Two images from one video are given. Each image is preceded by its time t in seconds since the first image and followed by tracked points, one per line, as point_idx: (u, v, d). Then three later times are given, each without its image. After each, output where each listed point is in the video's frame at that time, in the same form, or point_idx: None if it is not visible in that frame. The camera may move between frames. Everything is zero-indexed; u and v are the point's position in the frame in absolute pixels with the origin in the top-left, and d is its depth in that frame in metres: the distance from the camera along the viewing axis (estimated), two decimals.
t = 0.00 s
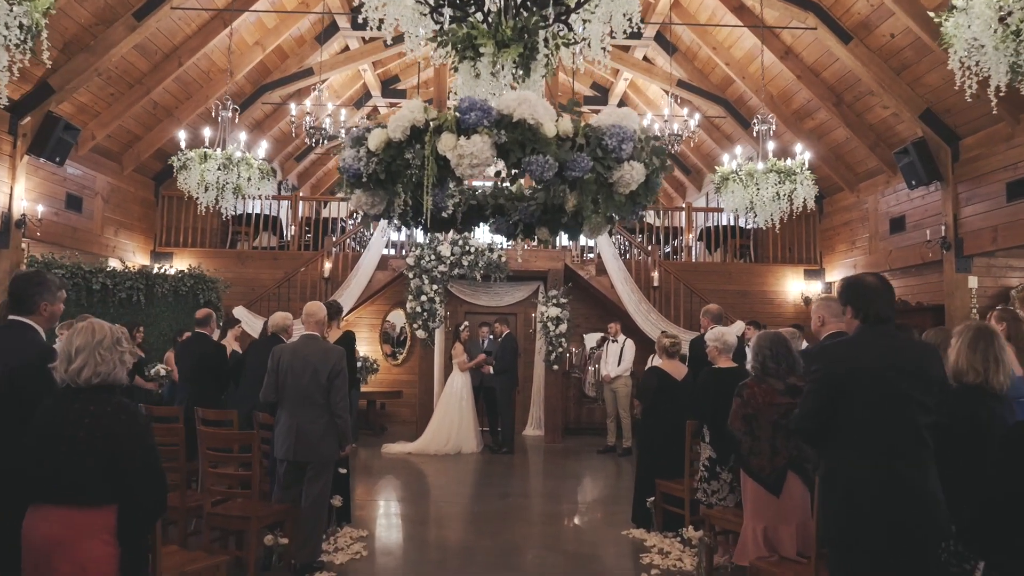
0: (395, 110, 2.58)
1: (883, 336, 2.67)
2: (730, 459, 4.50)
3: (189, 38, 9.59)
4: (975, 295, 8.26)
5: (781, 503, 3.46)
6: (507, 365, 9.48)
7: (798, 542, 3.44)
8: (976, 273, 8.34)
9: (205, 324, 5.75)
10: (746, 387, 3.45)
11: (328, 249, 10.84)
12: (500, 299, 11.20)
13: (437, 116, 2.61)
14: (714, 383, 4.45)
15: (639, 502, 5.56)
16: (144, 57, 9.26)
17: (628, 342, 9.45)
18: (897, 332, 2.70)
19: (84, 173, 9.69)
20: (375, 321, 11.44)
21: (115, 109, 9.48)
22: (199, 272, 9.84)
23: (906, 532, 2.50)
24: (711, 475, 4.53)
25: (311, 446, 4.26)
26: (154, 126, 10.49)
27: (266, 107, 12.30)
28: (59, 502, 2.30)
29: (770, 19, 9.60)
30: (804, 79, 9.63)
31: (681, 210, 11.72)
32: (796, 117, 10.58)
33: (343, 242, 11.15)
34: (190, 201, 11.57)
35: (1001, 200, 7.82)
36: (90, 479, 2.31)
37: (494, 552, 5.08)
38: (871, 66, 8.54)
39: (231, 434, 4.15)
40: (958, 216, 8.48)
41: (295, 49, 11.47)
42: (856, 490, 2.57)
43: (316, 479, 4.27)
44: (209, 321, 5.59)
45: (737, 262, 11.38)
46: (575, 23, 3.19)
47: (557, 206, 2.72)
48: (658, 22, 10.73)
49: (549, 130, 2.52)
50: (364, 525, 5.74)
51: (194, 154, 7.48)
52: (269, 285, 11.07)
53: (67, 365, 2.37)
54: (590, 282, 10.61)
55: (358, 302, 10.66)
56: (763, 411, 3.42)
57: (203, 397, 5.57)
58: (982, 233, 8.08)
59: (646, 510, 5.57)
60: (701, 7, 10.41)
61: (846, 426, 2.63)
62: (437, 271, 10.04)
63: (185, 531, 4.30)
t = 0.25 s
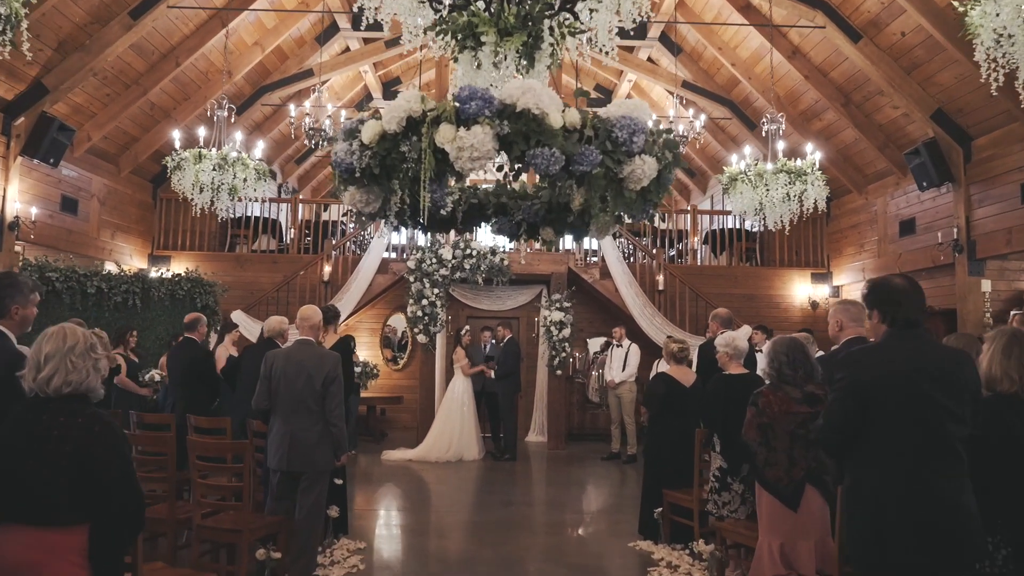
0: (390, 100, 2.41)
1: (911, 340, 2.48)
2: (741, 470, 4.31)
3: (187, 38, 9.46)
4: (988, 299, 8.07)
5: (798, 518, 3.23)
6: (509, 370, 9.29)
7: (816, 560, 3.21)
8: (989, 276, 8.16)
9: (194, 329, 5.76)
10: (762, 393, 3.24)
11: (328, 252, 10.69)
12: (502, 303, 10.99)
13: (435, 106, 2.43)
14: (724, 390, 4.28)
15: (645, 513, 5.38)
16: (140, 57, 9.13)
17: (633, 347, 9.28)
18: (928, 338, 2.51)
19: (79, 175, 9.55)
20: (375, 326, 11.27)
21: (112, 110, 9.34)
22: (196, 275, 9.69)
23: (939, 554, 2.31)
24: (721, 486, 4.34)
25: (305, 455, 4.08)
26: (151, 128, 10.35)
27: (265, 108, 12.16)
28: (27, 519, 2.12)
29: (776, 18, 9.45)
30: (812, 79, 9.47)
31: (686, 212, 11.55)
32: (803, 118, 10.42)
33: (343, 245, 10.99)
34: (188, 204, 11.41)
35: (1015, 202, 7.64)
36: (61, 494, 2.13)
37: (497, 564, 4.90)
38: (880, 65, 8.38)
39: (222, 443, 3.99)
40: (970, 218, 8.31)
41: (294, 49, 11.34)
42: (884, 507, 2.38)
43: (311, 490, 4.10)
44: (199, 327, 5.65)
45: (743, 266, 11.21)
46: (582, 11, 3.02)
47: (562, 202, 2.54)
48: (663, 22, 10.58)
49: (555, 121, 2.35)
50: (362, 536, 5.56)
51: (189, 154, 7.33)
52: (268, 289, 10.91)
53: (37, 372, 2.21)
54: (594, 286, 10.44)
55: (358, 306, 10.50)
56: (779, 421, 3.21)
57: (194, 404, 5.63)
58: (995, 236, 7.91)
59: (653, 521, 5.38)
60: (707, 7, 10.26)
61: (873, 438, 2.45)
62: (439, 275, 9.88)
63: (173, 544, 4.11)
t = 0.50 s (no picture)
0: (385, 85, 2.25)
1: (947, 344, 2.29)
2: (755, 480, 4.13)
3: (185, 38, 9.33)
4: (1003, 304, 7.88)
5: (820, 531, 3.04)
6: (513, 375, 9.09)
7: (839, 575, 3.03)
8: (1004, 280, 7.97)
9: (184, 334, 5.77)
10: (780, 400, 3.05)
11: (328, 255, 10.52)
12: (506, 308, 10.79)
13: (433, 92, 2.27)
14: (736, 395, 4.10)
15: (653, 524, 5.19)
16: (137, 57, 9.00)
17: (639, 352, 9.09)
18: (965, 342, 2.32)
19: (77, 177, 9.41)
20: (376, 330, 11.10)
21: (110, 111, 9.21)
22: (194, 279, 9.55)
23: None
24: (733, 497, 4.16)
25: (299, 465, 3.90)
26: (150, 130, 10.22)
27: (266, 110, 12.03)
28: None
29: (785, 17, 9.29)
30: (821, 79, 9.30)
31: (692, 215, 11.37)
32: (811, 119, 10.25)
33: (344, 248, 10.84)
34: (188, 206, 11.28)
35: None
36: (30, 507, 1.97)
37: None
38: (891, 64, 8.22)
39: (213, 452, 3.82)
40: (984, 220, 8.12)
41: (295, 51, 11.22)
42: (919, 525, 2.19)
43: (306, 501, 3.92)
44: (190, 331, 5.69)
45: (750, 270, 11.03)
46: None
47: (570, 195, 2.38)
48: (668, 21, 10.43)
49: (562, 107, 2.19)
50: (360, 548, 5.38)
51: (184, 154, 7.18)
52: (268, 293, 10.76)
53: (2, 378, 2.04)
54: (599, 290, 10.27)
55: (359, 310, 10.33)
56: (799, 431, 3.03)
57: (187, 411, 5.67)
58: (1010, 239, 7.72)
59: (661, 532, 5.19)
60: (714, 6, 10.11)
61: (907, 450, 2.26)
62: (441, 279, 9.73)
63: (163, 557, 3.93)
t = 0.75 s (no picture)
0: (379, 63, 2.08)
1: (988, 346, 2.09)
2: (770, 490, 3.93)
3: (185, 37, 9.23)
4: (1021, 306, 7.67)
5: (844, 547, 2.80)
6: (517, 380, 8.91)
7: None
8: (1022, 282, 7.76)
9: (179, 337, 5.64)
10: (801, 406, 2.86)
11: (329, 258, 10.36)
12: (510, 311, 10.59)
13: (430, 70, 2.10)
14: (751, 399, 3.91)
15: (662, 534, 4.99)
16: (136, 56, 8.89)
17: (646, 356, 8.91)
18: (1008, 341, 2.12)
19: (75, 178, 9.29)
20: (379, 334, 10.93)
21: (108, 111, 9.09)
22: (194, 281, 9.42)
23: None
24: (748, 507, 3.96)
25: (294, 473, 3.74)
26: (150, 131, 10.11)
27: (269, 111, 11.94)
28: None
29: (794, 15, 9.14)
30: (831, 78, 9.13)
31: (699, 217, 11.19)
32: (821, 118, 10.08)
33: (346, 250, 10.68)
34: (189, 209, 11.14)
35: None
36: None
37: None
38: (903, 61, 8.05)
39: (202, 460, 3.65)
40: (1000, 221, 7.92)
41: (297, 51, 11.11)
42: (959, 544, 1.99)
43: (300, 511, 3.74)
44: (185, 333, 5.54)
45: (759, 273, 10.84)
46: None
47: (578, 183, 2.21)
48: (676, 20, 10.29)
49: (570, 86, 2.02)
50: (359, 558, 5.19)
51: (179, 152, 7.05)
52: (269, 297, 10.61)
53: None
54: (605, 293, 10.09)
55: (362, 314, 10.16)
56: (821, 440, 2.82)
57: (186, 417, 5.50)
58: None
59: (670, 543, 4.99)
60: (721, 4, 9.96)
61: (944, 461, 2.05)
62: (444, 282, 9.58)
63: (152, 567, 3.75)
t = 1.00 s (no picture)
0: (372, 39, 1.90)
1: None
2: (792, 502, 3.74)
3: (187, 36, 9.10)
4: None
5: (877, 567, 2.61)
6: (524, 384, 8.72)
7: None
8: None
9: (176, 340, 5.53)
10: (829, 414, 2.68)
11: (333, 259, 10.20)
12: (516, 314, 10.42)
13: (429, 48, 1.92)
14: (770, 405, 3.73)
15: (676, 546, 4.79)
16: (138, 55, 8.76)
17: (656, 360, 8.72)
18: None
19: (76, 179, 9.16)
20: (384, 337, 10.77)
21: (109, 111, 8.96)
22: (195, 283, 9.30)
23: None
24: (768, 520, 3.77)
25: (288, 482, 3.57)
26: (152, 131, 9.98)
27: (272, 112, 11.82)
28: None
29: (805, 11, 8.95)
30: (844, 75, 8.94)
31: (709, 218, 10.99)
32: (833, 117, 9.88)
33: (350, 252, 10.53)
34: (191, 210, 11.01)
35: None
36: None
37: None
38: (918, 57, 7.84)
39: (193, 470, 3.49)
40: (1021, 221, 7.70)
41: (301, 51, 10.98)
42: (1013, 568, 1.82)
43: (296, 522, 3.58)
44: (181, 336, 5.42)
45: (770, 274, 10.64)
46: None
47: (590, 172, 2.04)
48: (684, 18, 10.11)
49: (582, 63, 1.84)
50: (361, 569, 5.01)
51: (176, 150, 6.89)
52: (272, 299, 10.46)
53: None
54: (613, 296, 9.90)
55: (366, 316, 9.99)
56: (852, 451, 2.64)
57: (185, 422, 5.33)
58: None
59: (685, 555, 4.79)
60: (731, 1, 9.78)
61: (995, 478, 1.88)
62: (449, 283, 9.41)
63: None
